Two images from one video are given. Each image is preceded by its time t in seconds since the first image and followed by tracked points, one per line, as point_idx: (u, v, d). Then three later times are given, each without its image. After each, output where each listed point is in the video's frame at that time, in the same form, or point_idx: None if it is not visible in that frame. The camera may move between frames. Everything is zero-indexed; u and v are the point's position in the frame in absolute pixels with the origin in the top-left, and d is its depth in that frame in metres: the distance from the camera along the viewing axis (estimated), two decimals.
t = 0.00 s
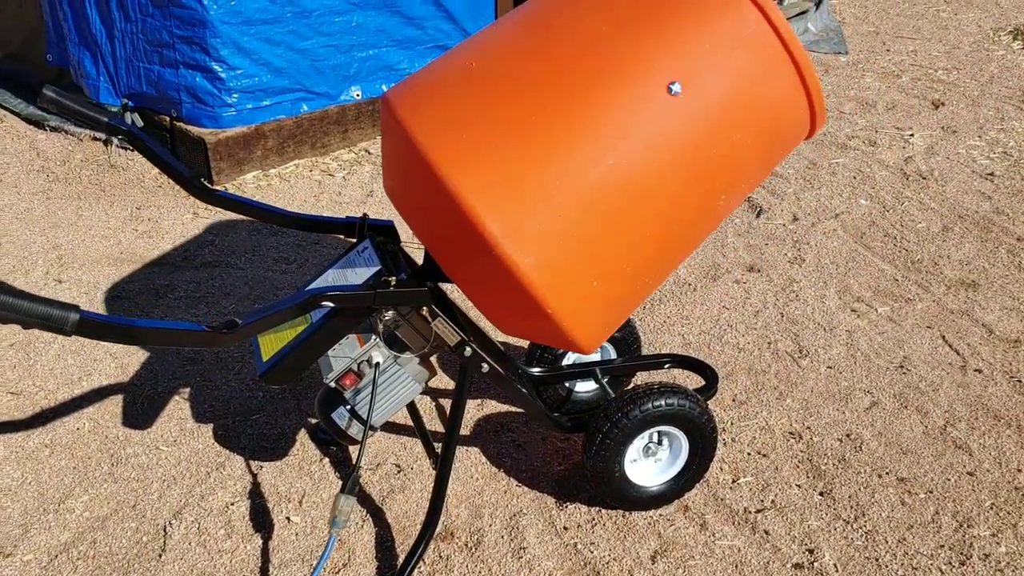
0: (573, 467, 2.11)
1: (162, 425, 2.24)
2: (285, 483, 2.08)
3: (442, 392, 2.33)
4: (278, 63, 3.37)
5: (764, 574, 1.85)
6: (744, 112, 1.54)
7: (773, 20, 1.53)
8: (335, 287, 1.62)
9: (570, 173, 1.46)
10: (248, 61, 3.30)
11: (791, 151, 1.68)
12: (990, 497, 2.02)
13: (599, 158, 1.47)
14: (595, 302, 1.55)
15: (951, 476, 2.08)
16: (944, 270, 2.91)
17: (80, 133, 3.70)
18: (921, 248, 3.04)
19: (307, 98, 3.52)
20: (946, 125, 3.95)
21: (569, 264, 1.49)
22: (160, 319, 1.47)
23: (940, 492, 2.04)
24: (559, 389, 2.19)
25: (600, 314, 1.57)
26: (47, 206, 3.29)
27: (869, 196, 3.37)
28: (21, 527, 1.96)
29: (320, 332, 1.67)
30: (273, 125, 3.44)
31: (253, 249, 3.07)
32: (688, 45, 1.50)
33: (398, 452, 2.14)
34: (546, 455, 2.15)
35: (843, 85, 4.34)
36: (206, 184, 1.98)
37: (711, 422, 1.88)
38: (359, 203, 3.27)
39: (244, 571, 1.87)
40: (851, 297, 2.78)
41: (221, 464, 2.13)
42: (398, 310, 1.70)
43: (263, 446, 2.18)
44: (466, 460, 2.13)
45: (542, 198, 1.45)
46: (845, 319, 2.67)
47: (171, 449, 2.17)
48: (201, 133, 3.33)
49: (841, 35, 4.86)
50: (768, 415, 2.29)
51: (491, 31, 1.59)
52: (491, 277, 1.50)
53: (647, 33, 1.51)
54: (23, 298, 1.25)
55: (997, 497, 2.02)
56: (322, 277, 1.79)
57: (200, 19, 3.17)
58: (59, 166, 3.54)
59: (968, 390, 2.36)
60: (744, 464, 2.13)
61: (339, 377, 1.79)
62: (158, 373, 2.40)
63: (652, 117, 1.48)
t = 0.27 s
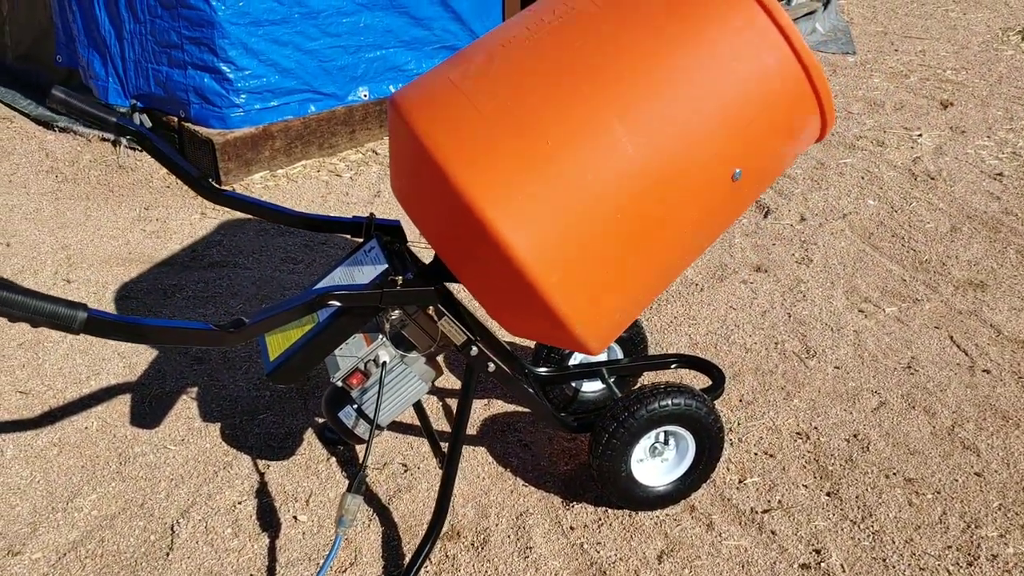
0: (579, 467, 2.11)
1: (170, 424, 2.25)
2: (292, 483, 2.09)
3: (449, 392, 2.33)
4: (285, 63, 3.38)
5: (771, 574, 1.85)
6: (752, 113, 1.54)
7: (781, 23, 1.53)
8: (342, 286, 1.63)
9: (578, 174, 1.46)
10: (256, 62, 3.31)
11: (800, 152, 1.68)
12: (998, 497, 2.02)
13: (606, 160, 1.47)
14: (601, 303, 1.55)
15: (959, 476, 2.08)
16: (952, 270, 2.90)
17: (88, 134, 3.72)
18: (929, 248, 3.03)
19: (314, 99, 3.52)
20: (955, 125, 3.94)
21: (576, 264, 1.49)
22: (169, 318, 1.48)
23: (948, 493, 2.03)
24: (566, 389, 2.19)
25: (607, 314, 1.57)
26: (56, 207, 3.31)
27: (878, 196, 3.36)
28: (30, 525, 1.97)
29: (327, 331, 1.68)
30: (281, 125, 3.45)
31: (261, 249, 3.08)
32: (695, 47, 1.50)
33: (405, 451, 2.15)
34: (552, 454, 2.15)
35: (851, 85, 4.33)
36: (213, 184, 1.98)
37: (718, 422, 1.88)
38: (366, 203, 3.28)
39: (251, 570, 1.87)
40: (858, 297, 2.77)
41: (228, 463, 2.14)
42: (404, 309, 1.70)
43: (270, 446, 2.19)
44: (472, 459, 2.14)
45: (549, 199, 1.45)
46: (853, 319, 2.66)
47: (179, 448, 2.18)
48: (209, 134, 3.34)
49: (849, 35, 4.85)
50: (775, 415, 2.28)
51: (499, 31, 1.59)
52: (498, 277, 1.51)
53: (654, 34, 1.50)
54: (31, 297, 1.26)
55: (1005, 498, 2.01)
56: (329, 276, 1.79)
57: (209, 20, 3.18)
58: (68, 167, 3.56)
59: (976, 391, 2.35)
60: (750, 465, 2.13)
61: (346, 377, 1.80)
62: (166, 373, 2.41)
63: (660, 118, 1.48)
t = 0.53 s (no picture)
0: (583, 467, 2.12)
1: (175, 424, 2.26)
2: (297, 482, 2.09)
3: (453, 392, 2.33)
4: (290, 65, 3.39)
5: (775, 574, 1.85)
6: (754, 111, 1.54)
7: (782, 21, 1.53)
8: (345, 286, 1.63)
9: (579, 172, 1.46)
10: (260, 63, 3.32)
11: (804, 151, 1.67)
12: (1002, 497, 2.01)
13: (607, 158, 1.47)
14: (604, 302, 1.55)
15: (963, 476, 2.07)
16: (957, 270, 2.90)
17: (94, 135, 3.73)
18: (934, 248, 3.02)
19: (318, 100, 3.53)
20: (960, 124, 3.93)
21: (579, 263, 1.49)
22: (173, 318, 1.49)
23: (952, 493, 2.03)
24: (569, 389, 2.20)
25: (610, 313, 1.57)
26: (61, 208, 3.32)
27: (882, 196, 3.36)
28: (36, 525, 1.98)
29: (330, 331, 1.68)
30: (285, 126, 3.46)
31: (265, 250, 3.08)
32: (696, 45, 1.50)
33: (409, 451, 2.15)
34: (556, 454, 2.15)
35: (856, 85, 4.33)
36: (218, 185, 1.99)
37: (721, 421, 1.88)
38: (370, 204, 3.29)
39: (256, 570, 1.88)
40: (862, 297, 2.77)
41: (233, 463, 2.14)
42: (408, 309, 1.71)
43: (275, 446, 2.20)
44: (476, 459, 2.14)
45: (550, 198, 1.46)
46: (857, 319, 2.66)
47: (184, 449, 2.19)
48: (214, 135, 3.36)
49: (854, 35, 4.85)
50: (779, 415, 2.28)
51: (501, 32, 1.60)
52: (500, 276, 1.51)
53: (655, 33, 1.51)
54: (36, 297, 1.27)
55: (1009, 497, 2.01)
56: (333, 276, 1.80)
57: (214, 22, 3.20)
58: (74, 168, 3.57)
59: (980, 391, 2.35)
60: (754, 464, 2.13)
61: (349, 377, 1.80)
62: (171, 373, 2.42)
63: (661, 117, 1.48)
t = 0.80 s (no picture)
0: (586, 465, 2.12)
1: (179, 424, 2.27)
2: (300, 482, 2.10)
3: (456, 391, 2.34)
4: (292, 65, 3.40)
5: (778, 572, 1.85)
6: (754, 107, 1.54)
7: (780, 17, 1.53)
8: (349, 285, 1.64)
9: (580, 171, 1.47)
10: (263, 64, 3.33)
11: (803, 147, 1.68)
12: (1005, 495, 2.01)
13: (609, 156, 1.47)
14: (606, 299, 1.55)
15: (966, 475, 2.07)
16: (960, 269, 2.90)
17: (97, 137, 3.74)
18: (936, 247, 3.02)
19: (321, 100, 3.54)
20: (963, 124, 3.93)
21: (581, 261, 1.49)
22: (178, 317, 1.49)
23: (955, 491, 2.03)
24: (572, 388, 2.20)
25: (612, 311, 1.57)
26: (65, 209, 3.32)
27: (885, 195, 3.36)
28: (41, 524, 1.99)
29: (334, 330, 1.69)
30: (288, 127, 3.46)
31: (268, 250, 3.09)
32: (696, 42, 1.51)
33: (412, 450, 2.16)
34: (559, 453, 2.16)
35: (858, 84, 4.32)
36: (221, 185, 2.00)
37: (724, 420, 1.89)
38: (373, 204, 3.29)
39: (260, 568, 1.89)
40: (865, 296, 2.77)
41: (237, 462, 2.15)
42: (411, 308, 1.72)
43: (278, 445, 2.20)
44: (479, 458, 2.14)
45: (552, 196, 1.46)
46: (859, 318, 2.66)
47: (188, 448, 2.19)
48: (217, 136, 3.36)
49: (856, 35, 4.85)
50: (782, 414, 2.28)
51: (501, 32, 1.61)
52: (503, 275, 1.52)
53: (655, 31, 1.51)
54: (41, 295, 1.28)
55: (1012, 496, 2.01)
56: (336, 275, 1.80)
57: (216, 23, 3.20)
58: (78, 170, 3.58)
59: (983, 389, 2.35)
60: (757, 463, 2.13)
61: (353, 376, 1.81)
62: (175, 373, 2.42)
63: (662, 114, 1.49)
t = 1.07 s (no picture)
0: (588, 467, 2.12)
1: (181, 425, 2.27)
2: (302, 483, 2.10)
3: (457, 393, 2.34)
4: (294, 67, 3.40)
5: (780, 574, 1.85)
6: (754, 106, 1.54)
7: (780, 16, 1.54)
8: (351, 287, 1.64)
9: (582, 170, 1.47)
10: (264, 65, 3.33)
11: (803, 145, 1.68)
12: (1008, 496, 2.01)
13: (610, 155, 1.48)
14: (608, 299, 1.55)
15: (969, 476, 2.07)
16: (962, 270, 2.89)
17: (99, 138, 3.74)
18: (938, 248, 3.02)
19: (323, 101, 3.54)
20: (964, 124, 3.93)
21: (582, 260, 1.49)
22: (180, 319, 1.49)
23: (958, 492, 2.03)
24: (574, 389, 2.20)
25: (614, 311, 1.57)
26: (67, 210, 3.33)
27: (886, 196, 3.36)
28: (43, 526, 1.99)
29: (336, 331, 1.69)
30: (290, 129, 3.46)
31: (270, 251, 3.09)
32: (696, 41, 1.51)
33: (414, 452, 2.16)
34: (561, 455, 2.16)
35: (860, 85, 4.32)
36: (224, 187, 2.00)
37: (726, 421, 1.89)
38: (374, 205, 3.30)
39: (262, 570, 1.89)
40: (867, 297, 2.77)
41: (239, 464, 2.15)
42: (413, 310, 1.72)
43: (280, 447, 2.20)
44: (481, 460, 2.14)
45: (553, 196, 1.46)
46: (861, 319, 2.66)
47: (190, 450, 2.19)
48: (219, 137, 3.36)
49: (857, 36, 4.85)
50: (784, 415, 2.28)
51: (500, 33, 1.61)
52: (505, 276, 1.51)
53: (655, 30, 1.51)
54: (45, 297, 1.28)
55: (1015, 497, 2.01)
56: (338, 277, 1.80)
57: (218, 24, 3.20)
58: (79, 171, 3.58)
59: (985, 390, 2.35)
60: (759, 464, 2.13)
61: (355, 377, 1.81)
62: (177, 374, 2.42)
63: (662, 113, 1.49)
